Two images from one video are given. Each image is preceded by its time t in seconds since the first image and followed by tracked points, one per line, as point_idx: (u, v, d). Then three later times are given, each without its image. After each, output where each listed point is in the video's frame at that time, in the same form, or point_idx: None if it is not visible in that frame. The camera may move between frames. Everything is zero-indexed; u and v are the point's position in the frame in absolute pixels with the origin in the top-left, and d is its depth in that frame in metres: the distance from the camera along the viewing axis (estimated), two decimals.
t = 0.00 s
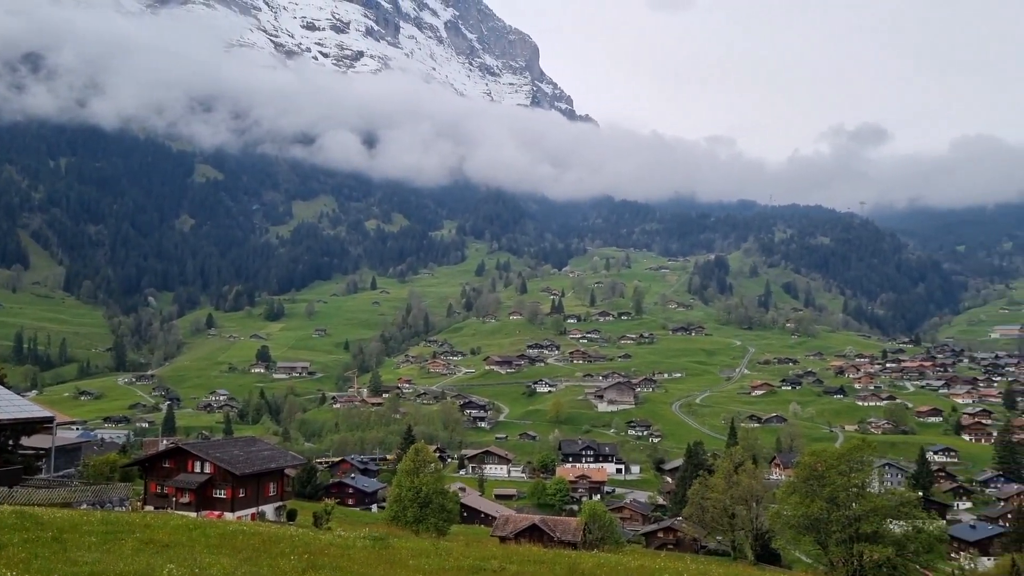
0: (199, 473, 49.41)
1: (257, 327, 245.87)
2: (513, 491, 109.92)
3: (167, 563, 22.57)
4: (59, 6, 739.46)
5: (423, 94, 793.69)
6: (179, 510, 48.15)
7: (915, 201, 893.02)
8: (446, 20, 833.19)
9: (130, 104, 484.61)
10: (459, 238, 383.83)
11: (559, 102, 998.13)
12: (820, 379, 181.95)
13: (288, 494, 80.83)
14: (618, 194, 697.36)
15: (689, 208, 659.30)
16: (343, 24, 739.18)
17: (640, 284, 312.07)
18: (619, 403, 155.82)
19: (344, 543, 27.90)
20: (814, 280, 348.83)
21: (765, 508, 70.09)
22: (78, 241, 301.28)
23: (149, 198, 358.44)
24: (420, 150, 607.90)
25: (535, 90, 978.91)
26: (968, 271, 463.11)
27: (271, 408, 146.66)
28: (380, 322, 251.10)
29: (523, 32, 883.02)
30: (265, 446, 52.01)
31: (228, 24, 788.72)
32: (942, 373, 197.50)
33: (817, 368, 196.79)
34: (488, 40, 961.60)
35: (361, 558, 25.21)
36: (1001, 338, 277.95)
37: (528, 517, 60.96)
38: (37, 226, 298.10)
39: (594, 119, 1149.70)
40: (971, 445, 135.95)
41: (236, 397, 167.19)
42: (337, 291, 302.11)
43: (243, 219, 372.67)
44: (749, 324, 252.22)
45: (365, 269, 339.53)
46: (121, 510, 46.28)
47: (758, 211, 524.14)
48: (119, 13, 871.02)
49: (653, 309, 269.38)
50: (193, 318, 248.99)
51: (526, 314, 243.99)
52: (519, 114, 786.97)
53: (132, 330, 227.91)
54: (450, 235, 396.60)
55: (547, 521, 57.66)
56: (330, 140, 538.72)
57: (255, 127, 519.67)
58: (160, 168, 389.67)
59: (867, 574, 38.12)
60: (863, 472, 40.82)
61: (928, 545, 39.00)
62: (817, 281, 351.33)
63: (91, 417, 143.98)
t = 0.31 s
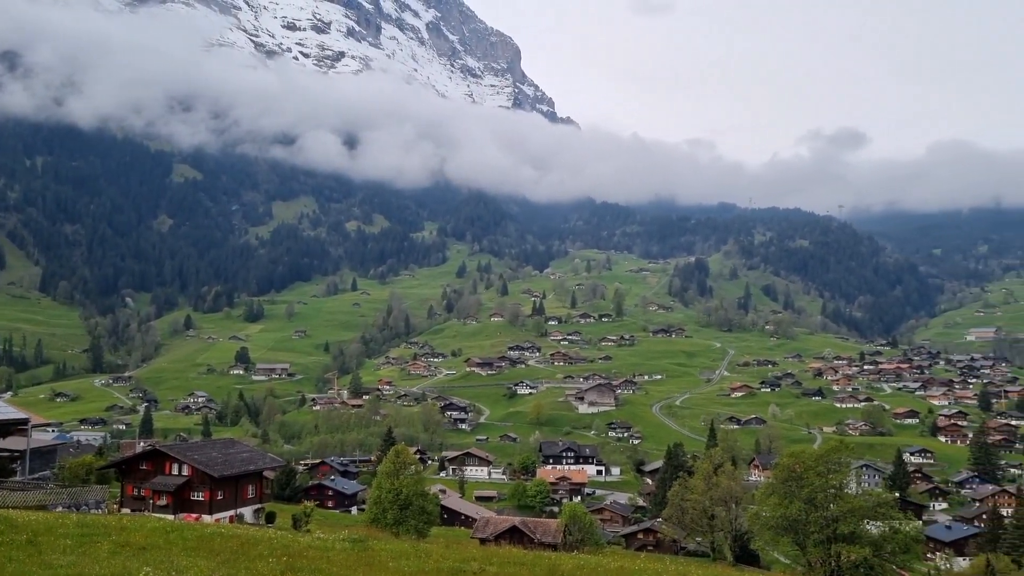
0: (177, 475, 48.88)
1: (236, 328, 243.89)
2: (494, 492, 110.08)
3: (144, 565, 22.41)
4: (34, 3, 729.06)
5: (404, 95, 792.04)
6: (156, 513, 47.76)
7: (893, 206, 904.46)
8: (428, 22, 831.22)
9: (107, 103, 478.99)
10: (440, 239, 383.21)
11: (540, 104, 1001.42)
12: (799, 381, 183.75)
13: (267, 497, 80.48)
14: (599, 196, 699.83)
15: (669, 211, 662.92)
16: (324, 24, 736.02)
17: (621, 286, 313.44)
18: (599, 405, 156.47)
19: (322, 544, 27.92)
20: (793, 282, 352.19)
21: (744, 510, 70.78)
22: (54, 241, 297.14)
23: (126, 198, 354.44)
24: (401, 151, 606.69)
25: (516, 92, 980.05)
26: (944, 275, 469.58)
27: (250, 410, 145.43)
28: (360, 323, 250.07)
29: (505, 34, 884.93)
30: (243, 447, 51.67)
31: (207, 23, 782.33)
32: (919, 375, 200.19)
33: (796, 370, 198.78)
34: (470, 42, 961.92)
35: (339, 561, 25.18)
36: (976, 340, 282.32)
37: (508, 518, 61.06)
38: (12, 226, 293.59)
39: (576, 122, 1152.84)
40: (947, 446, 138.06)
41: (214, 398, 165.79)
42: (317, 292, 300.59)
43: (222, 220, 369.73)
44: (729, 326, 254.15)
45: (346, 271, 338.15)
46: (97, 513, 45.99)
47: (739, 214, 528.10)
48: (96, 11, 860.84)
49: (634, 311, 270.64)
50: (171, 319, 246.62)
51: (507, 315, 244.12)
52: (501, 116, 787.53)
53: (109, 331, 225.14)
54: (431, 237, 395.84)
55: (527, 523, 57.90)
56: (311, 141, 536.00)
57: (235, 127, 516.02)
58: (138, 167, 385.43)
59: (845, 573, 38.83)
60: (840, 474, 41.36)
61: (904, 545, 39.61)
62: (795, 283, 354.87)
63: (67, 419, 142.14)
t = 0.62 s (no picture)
0: (154, 477, 48.53)
1: (215, 329, 242.03)
2: (475, 493, 110.07)
3: (120, 569, 22.21)
4: None
5: (386, 95, 789.58)
6: (134, 515, 47.37)
7: (871, 208, 914.78)
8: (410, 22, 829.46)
9: (85, 101, 473.15)
10: (421, 240, 382.43)
11: (523, 105, 1002.43)
12: (778, 382, 185.40)
13: (246, 498, 80.11)
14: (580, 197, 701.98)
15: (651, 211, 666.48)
16: (306, 23, 732.13)
17: (602, 287, 314.70)
18: (580, 405, 156.99)
19: (302, 546, 27.91)
20: (772, 283, 355.43)
21: (723, 509, 71.51)
22: (30, 241, 293.20)
23: (104, 197, 350.44)
24: (383, 152, 605.04)
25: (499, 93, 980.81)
26: (921, 276, 475.79)
27: (230, 411, 144.38)
28: (342, 323, 249.04)
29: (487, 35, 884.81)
30: (222, 449, 51.45)
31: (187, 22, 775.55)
32: (896, 375, 202.81)
33: (775, 371, 200.55)
34: (452, 42, 961.06)
35: (319, 562, 25.24)
36: (953, 341, 286.53)
37: (488, 520, 61.31)
38: None
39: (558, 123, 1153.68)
40: (924, 446, 140.10)
41: (194, 400, 164.39)
42: (298, 292, 299.11)
43: (202, 219, 366.74)
44: (710, 327, 255.90)
45: (327, 271, 336.70)
46: (74, 515, 45.73)
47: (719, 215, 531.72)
48: (74, 8, 849.80)
49: (615, 312, 271.70)
50: (149, 320, 244.12)
51: (489, 316, 244.27)
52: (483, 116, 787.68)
53: (87, 331, 222.46)
54: (413, 237, 394.83)
55: (508, 523, 58.20)
56: (292, 141, 532.90)
57: (215, 126, 511.74)
58: (116, 166, 381.13)
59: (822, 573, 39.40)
60: (819, 474, 41.88)
61: (882, 544, 40.16)
62: (775, 284, 358.15)
63: (44, 420, 140.37)
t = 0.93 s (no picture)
0: (134, 478, 48.19)
1: (197, 329, 240.16)
2: (459, 494, 109.99)
3: (99, 570, 22.16)
4: None
5: (370, 95, 787.10)
6: (114, 516, 46.95)
7: (853, 209, 923.55)
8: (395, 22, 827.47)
9: (65, 99, 467.74)
10: (405, 240, 381.42)
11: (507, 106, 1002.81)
12: (760, 382, 186.71)
13: (229, 499, 79.87)
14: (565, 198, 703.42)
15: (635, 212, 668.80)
16: (289, 22, 728.25)
17: (587, 287, 315.54)
18: (564, 406, 157.37)
19: (285, 547, 27.86)
20: (755, 284, 358.02)
21: (706, 509, 72.07)
22: (9, 240, 289.63)
23: (85, 197, 346.80)
24: (367, 151, 603.15)
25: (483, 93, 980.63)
26: (902, 278, 480.68)
27: (212, 411, 143.33)
28: (325, 324, 247.94)
29: (472, 35, 884.04)
30: (204, 450, 51.20)
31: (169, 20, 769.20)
32: (876, 376, 204.94)
33: (758, 372, 201.91)
34: (436, 42, 959.67)
35: (301, 563, 25.27)
36: (933, 342, 289.88)
37: (471, 520, 61.40)
38: None
39: (542, 123, 1154.47)
40: (904, 446, 141.73)
41: (175, 400, 163.07)
42: (281, 292, 297.49)
43: (184, 219, 363.70)
44: (693, 327, 257.26)
45: (311, 272, 335.11)
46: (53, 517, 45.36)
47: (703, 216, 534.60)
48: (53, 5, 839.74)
49: (599, 312, 272.48)
50: (130, 320, 241.90)
51: (473, 316, 244.16)
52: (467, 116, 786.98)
53: (67, 331, 219.95)
54: (397, 237, 393.79)
55: (492, 524, 58.27)
56: (275, 140, 529.60)
57: (197, 125, 507.61)
58: (97, 165, 377.39)
59: (804, 572, 39.86)
60: (800, 474, 42.31)
61: (862, 544, 40.67)
62: (758, 285, 360.74)
63: (23, 421, 138.80)
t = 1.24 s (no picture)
0: (113, 480, 47.79)
1: (178, 330, 237.90)
2: (440, 495, 109.91)
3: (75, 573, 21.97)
4: None
5: (352, 95, 784.13)
6: (92, 519, 46.40)
7: (834, 211, 933.09)
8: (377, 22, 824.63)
9: (43, 97, 461.90)
10: (388, 241, 380.14)
11: (489, 107, 1003.77)
12: (742, 383, 188.07)
13: (209, 501, 79.53)
14: (547, 199, 704.63)
15: (618, 213, 670.56)
16: (271, 22, 724.37)
17: (569, 288, 316.28)
18: (546, 407, 157.74)
19: (265, 549, 27.87)
20: (736, 285, 360.69)
21: (687, 510, 72.52)
22: None
23: (63, 196, 342.68)
24: (349, 152, 600.86)
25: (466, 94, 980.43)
26: (881, 279, 486.25)
27: (192, 413, 142.08)
28: (307, 325, 246.65)
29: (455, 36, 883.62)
30: (184, 452, 50.90)
31: (149, 18, 761.90)
32: (855, 376, 207.32)
33: (739, 372, 203.44)
34: (419, 42, 957.88)
35: (281, 565, 25.23)
36: (911, 343, 293.35)
37: (454, 520, 61.45)
38: None
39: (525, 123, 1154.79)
40: (883, 446, 143.42)
41: (154, 402, 161.45)
42: (263, 293, 295.51)
43: (164, 219, 360.29)
44: (675, 328, 258.71)
45: (292, 272, 333.12)
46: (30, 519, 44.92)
47: (684, 218, 537.85)
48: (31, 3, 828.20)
49: (581, 313, 273.23)
50: (109, 320, 239.12)
51: (455, 317, 244.04)
52: (450, 117, 786.40)
53: (44, 332, 216.94)
54: (379, 238, 392.41)
55: (474, 525, 58.31)
56: (256, 140, 526.06)
57: (178, 125, 503.17)
58: (75, 164, 373.15)
59: (784, 571, 40.30)
60: (780, 474, 42.74)
61: (842, 543, 41.05)
62: (739, 286, 363.52)
63: None
